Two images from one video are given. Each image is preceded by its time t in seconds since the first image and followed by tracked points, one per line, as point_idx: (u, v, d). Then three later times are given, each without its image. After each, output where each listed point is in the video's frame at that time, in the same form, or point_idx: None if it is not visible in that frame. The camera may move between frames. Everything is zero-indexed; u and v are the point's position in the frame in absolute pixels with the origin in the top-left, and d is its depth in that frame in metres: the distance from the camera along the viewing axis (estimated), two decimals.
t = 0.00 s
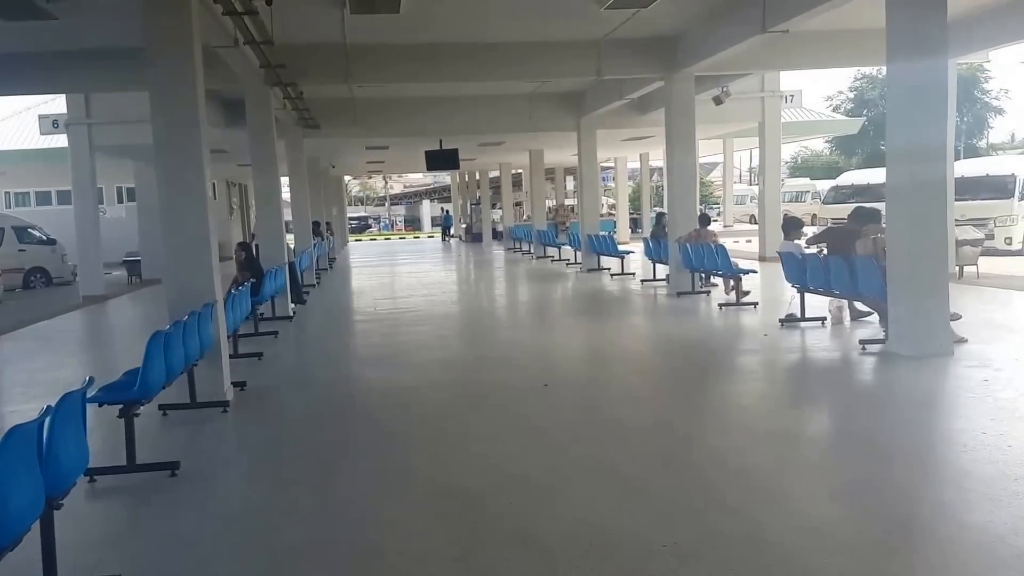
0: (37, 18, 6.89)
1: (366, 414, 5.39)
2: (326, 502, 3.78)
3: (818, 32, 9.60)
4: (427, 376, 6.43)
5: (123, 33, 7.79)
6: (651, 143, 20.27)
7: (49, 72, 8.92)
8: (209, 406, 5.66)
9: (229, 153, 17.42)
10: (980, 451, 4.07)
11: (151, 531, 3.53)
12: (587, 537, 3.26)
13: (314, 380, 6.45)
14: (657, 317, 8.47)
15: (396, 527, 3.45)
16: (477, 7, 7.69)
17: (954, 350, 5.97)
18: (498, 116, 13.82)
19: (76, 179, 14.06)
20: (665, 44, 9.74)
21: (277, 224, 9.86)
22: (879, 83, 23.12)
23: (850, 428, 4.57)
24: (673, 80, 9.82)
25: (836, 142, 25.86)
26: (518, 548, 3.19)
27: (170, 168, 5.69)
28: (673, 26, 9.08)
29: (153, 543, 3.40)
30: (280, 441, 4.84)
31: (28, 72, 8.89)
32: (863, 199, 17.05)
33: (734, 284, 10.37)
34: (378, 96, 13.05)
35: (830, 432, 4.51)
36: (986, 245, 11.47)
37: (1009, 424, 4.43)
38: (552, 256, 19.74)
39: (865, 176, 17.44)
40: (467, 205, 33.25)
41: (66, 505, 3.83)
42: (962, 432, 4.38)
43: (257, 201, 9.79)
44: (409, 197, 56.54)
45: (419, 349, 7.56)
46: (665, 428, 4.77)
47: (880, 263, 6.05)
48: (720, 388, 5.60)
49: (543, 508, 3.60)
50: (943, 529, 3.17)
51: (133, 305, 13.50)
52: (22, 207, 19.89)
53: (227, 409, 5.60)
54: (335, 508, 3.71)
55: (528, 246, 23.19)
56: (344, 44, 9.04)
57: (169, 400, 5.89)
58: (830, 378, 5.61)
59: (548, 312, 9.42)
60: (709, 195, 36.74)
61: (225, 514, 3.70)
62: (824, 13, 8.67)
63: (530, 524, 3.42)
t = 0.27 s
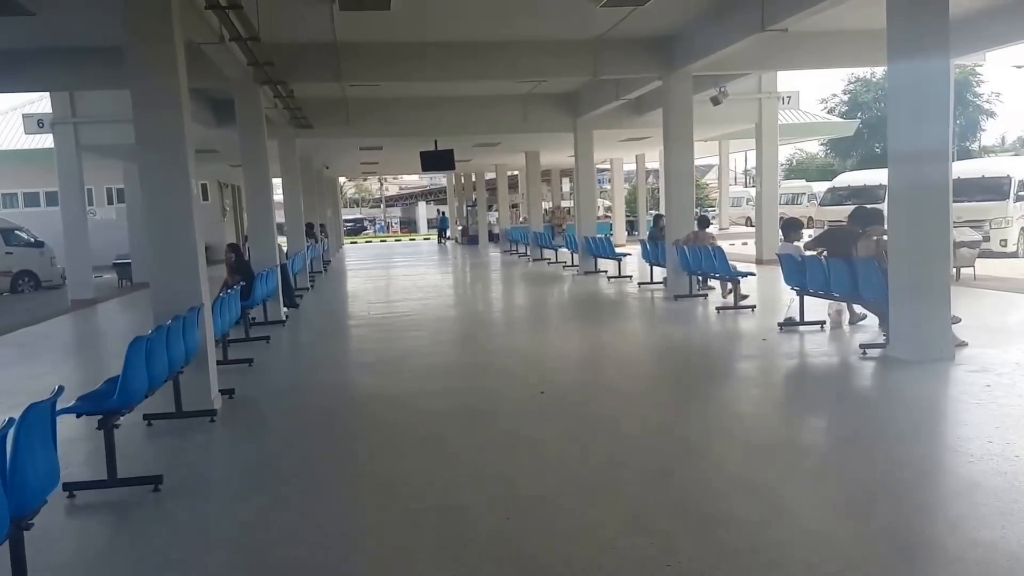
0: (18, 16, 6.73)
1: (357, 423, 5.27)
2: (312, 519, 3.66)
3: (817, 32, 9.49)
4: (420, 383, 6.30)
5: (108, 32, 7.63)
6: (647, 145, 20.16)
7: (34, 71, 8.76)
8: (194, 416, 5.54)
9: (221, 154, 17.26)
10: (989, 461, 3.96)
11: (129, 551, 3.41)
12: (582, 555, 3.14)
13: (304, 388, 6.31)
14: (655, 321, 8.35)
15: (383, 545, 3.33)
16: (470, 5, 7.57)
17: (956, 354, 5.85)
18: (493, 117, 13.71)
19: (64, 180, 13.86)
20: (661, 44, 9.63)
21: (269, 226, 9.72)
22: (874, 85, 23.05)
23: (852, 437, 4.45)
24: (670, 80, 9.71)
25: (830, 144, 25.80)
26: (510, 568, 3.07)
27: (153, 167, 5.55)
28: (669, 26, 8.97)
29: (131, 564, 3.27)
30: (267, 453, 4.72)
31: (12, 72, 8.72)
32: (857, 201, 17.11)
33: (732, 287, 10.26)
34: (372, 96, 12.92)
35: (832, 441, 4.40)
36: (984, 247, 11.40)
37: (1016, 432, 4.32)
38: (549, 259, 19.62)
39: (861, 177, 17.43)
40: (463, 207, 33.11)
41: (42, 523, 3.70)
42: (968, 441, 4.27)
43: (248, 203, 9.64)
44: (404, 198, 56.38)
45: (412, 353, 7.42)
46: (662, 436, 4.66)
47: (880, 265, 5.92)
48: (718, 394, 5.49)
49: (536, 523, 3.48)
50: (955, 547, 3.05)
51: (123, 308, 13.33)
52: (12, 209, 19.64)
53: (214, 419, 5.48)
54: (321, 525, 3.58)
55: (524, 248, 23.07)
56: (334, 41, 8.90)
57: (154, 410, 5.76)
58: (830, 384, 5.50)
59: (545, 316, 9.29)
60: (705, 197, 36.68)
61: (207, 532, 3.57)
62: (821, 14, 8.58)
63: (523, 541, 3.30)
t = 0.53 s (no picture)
0: None
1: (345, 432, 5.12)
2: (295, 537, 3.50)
3: (816, 32, 9.37)
4: (411, 389, 6.14)
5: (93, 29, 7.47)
6: (643, 146, 20.02)
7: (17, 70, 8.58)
8: (178, 425, 5.40)
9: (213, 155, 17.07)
10: (998, 472, 3.82)
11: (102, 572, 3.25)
12: None
13: (292, 395, 6.16)
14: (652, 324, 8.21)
15: (369, 565, 3.18)
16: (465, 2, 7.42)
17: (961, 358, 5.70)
18: (488, 117, 13.57)
19: (50, 179, 13.65)
20: (658, 43, 9.50)
21: (259, 228, 9.55)
22: (870, 87, 22.97)
23: (855, 446, 4.31)
24: (667, 81, 9.57)
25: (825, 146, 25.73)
26: None
27: (135, 167, 5.39)
28: (666, 26, 8.84)
29: None
30: (252, 463, 4.57)
31: None
32: (854, 203, 16.96)
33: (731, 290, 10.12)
34: (365, 95, 12.75)
35: (835, 449, 4.27)
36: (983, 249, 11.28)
37: None
38: (547, 260, 19.48)
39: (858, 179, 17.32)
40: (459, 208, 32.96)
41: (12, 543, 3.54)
42: (976, 449, 4.13)
43: (237, 204, 9.47)
44: (401, 199, 56.22)
45: (404, 359, 7.25)
46: (659, 445, 4.52)
47: (882, 270, 5.76)
48: (717, 401, 5.34)
49: (529, 544, 3.33)
50: (969, 567, 2.90)
51: (112, 311, 13.13)
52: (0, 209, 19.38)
53: (198, 429, 5.34)
54: (305, 544, 3.43)
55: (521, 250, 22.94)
56: (326, 39, 8.75)
57: (137, 419, 5.61)
58: (831, 390, 5.36)
59: (541, 319, 9.14)
60: (701, 199, 36.62)
61: (184, 550, 3.42)
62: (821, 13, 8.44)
63: (515, 564, 3.15)
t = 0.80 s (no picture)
0: None
1: (335, 442, 4.93)
2: (279, 556, 3.32)
3: (819, 29, 9.20)
4: (403, 396, 5.95)
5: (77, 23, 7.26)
6: (641, 146, 19.86)
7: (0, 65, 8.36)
8: (160, 434, 5.20)
9: (205, 154, 16.84)
10: (1014, 484, 3.65)
11: None
12: None
13: (281, 402, 5.96)
14: (651, 328, 8.04)
15: None
16: None
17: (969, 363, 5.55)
18: (483, 116, 13.40)
19: (38, 178, 13.39)
20: (657, 41, 9.34)
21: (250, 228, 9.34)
22: (868, 87, 22.85)
23: (864, 456, 4.14)
24: (666, 80, 9.42)
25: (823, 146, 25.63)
26: None
27: (118, 166, 5.20)
28: (666, 23, 8.67)
29: None
30: (237, 476, 4.38)
31: None
32: (854, 204, 16.83)
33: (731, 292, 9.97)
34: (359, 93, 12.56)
35: (841, 460, 4.09)
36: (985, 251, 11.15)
37: None
38: (543, 262, 19.30)
39: (859, 180, 17.14)
40: (454, 208, 32.74)
41: None
42: (989, 459, 3.96)
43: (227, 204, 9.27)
44: (396, 199, 55.96)
45: (397, 363, 7.06)
46: (660, 456, 4.34)
47: (890, 272, 5.61)
48: (716, 408, 5.17)
49: (526, 563, 3.15)
50: None
51: (101, 312, 12.89)
52: None
53: (182, 438, 5.16)
54: (289, 563, 3.24)
55: (517, 251, 22.75)
56: (318, 35, 8.56)
57: (120, 428, 5.41)
58: (834, 396, 5.19)
59: (537, 322, 8.96)
60: (698, 200, 36.50)
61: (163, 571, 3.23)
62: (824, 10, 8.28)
63: None
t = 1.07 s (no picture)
0: None
1: (326, 449, 4.74)
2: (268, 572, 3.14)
3: (820, 26, 9.07)
4: (396, 401, 5.77)
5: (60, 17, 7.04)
6: (636, 146, 19.75)
7: None
8: (145, 440, 5.00)
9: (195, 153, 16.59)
10: None
11: None
12: None
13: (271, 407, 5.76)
14: (648, 330, 7.90)
15: None
16: None
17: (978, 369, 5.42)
18: (478, 115, 13.22)
19: (27, 178, 13.12)
20: (655, 38, 9.20)
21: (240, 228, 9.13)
22: (864, 88, 22.75)
23: (876, 466, 4.00)
24: (664, 78, 9.29)
25: (818, 147, 25.60)
26: None
27: (103, 164, 4.99)
28: (664, 20, 8.54)
29: None
30: (225, 485, 4.18)
31: None
32: (853, 205, 16.84)
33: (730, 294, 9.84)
34: (351, 91, 12.35)
35: (847, 471, 3.95)
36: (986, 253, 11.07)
37: None
38: (537, 263, 19.13)
39: (858, 180, 17.11)
40: (447, 209, 32.53)
41: None
42: (1007, 470, 3.82)
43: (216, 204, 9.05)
44: (388, 200, 55.67)
45: (392, 368, 6.87)
46: (664, 464, 4.19)
47: (899, 275, 5.48)
48: (716, 414, 5.03)
49: None
50: None
51: (89, 313, 12.65)
52: None
53: (168, 444, 4.97)
54: None
55: (512, 252, 22.58)
56: (311, 31, 8.36)
57: (103, 434, 5.21)
58: (837, 403, 5.06)
59: (532, 324, 8.79)
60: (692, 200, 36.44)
61: None
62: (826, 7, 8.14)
63: None
